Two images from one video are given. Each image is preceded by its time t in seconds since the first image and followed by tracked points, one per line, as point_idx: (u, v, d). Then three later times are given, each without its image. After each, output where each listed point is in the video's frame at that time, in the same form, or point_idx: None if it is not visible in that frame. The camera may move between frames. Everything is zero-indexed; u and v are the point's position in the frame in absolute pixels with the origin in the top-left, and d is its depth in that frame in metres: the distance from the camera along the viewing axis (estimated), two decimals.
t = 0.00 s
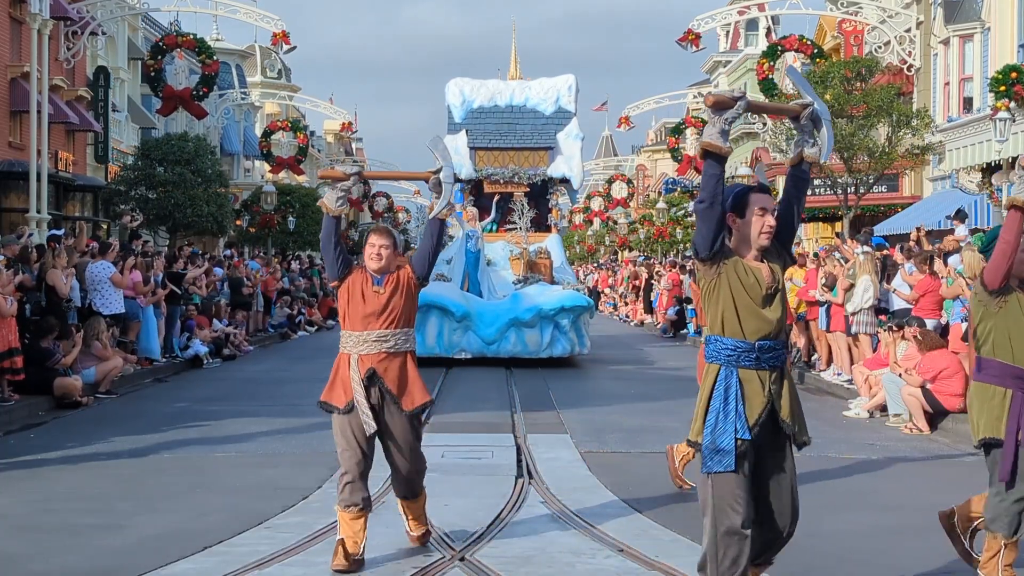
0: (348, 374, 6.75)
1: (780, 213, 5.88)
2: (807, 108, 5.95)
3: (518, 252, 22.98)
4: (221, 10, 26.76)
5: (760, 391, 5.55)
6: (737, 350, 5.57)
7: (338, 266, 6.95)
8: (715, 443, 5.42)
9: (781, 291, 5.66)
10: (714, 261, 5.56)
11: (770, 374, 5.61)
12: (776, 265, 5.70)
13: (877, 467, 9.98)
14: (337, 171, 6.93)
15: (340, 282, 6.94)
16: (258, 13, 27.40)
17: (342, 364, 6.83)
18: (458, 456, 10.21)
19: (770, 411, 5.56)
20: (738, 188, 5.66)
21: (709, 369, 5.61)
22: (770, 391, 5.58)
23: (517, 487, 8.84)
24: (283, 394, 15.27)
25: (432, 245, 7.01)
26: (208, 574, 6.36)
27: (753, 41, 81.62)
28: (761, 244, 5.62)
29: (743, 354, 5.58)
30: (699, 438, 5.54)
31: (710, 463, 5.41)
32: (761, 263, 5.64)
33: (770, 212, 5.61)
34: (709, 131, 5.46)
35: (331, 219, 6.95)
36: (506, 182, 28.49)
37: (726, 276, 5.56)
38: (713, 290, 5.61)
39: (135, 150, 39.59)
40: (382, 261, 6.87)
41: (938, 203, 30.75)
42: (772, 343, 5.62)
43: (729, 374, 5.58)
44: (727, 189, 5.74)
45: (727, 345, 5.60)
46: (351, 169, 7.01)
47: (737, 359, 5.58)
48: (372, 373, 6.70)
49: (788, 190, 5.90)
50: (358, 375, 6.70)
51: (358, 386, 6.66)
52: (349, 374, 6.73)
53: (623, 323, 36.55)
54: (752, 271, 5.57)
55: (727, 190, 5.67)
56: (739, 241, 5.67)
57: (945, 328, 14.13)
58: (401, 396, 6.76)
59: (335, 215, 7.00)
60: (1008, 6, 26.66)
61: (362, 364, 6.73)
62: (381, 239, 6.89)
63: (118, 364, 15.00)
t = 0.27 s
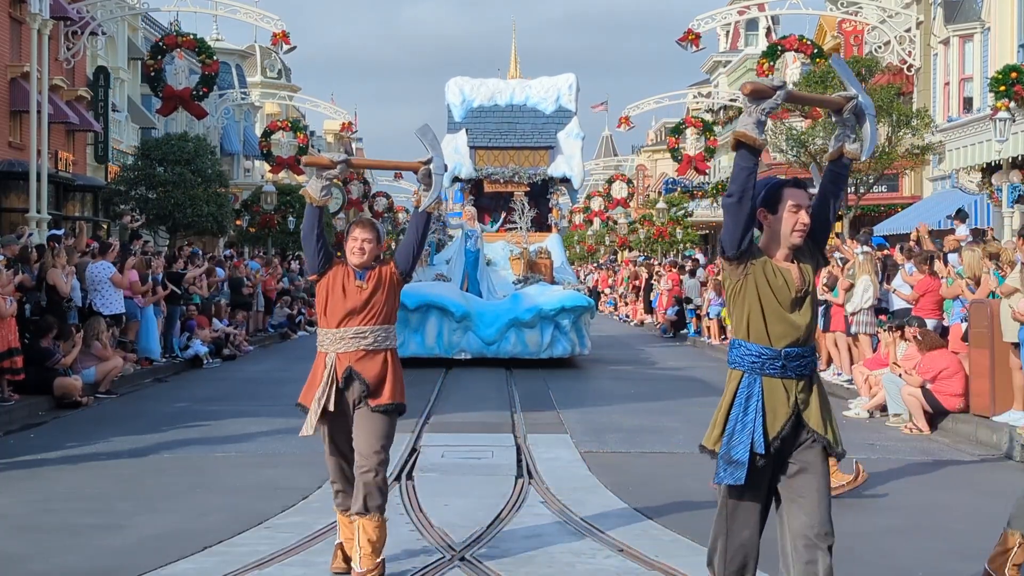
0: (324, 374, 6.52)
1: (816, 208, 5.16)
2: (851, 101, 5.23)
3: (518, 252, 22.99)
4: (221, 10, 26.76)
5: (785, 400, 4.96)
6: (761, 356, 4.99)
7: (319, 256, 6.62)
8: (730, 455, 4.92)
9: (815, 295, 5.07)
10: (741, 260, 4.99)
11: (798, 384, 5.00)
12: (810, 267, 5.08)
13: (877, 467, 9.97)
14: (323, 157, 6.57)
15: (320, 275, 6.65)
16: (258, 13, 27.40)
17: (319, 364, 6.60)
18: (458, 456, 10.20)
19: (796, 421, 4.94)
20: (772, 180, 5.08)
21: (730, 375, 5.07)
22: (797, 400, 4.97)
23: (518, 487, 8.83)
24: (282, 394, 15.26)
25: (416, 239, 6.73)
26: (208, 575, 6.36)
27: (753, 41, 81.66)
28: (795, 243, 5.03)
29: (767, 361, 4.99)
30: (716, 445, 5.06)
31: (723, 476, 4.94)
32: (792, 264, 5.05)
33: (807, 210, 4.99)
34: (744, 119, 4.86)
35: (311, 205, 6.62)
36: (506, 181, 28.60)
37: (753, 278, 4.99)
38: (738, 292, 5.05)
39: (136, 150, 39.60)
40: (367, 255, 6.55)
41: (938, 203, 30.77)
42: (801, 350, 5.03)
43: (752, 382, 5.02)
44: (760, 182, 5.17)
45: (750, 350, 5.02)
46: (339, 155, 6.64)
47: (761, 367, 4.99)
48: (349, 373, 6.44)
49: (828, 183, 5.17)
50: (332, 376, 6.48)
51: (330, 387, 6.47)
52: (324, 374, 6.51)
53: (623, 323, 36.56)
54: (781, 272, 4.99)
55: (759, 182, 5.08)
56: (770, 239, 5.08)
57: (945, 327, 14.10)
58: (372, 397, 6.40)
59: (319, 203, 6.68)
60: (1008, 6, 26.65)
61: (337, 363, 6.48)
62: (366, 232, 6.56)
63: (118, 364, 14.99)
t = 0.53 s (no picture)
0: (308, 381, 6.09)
1: (867, 204, 5.17)
2: (903, 88, 5.15)
3: (518, 253, 23.00)
4: (221, 10, 26.76)
5: (843, 407, 4.97)
6: (814, 360, 4.99)
7: (302, 260, 6.24)
8: (796, 467, 4.87)
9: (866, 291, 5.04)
10: (791, 258, 4.95)
11: (856, 389, 5.03)
12: (860, 263, 5.07)
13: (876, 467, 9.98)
14: (305, 153, 6.18)
15: (302, 279, 6.24)
16: (258, 13, 27.41)
17: (303, 371, 6.16)
18: (458, 456, 10.20)
19: (856, 429, 4.97)
20: (819, 173, 5.06)
21: (785, 384, 5.04)
22: (855, 407, 4.99)
23: (518, 487, 8.83)
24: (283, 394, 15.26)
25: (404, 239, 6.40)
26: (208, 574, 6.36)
27: (753, 41, 81.63)
28: (845, 238, 5.00)
29: (822, 364, 4.99)
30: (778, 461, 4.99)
31: (788, 489, 4.86)
32: (843, 260, 5.03)
33: (856, 204, 4.97)
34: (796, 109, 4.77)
35: (292, 204, 6.22)
36: (506, 181, 28.54)
37: (803, 276, 4.96)
38: (787, 292, 5.02)
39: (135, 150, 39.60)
40: (353, 255, 6.17)
41: (938, 203, 30.76)
42: (854, 353, 5.03)
43: (808, 390, 5.00)
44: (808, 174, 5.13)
45: (804, 355, 5.01)
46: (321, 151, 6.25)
47: (817, 370, 4.99)
48: (336, 381, 6.03)
49: (878, 176, 5.20)
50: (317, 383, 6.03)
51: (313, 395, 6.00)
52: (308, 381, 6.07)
53: (623, 323, 36.56)
54: (832, 270, 4.96)
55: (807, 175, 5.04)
56: (819, 234, 5.06)
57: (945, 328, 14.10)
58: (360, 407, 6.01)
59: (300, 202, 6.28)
60: (1008, 6, 26.64)
61: (324, 369, 6.06)
62: (353, 231, 6.19)
63: (118, 364, 14.99)
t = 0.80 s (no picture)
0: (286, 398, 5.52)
1: (927, 196, 4.85)
2: (967, 73, 4.76)
3: (518, 252, 23.03)
4: (221, 10, 26.76)
5: (911, 420, 4.51)
6: (880, 369, 4.52)
7: (274, 268, 5.67)
8: (860, 487, 4.42)
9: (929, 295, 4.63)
10: (853, 258, 4.50)
11: (922, 400, 4.57)
12: (922, 264, 4.66)
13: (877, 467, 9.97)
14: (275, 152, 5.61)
15: (274, 288, 5.68)
16: (258, 13, 27.41)
17: (279, 385, 5.60)
18: (458, 455, 10.20)
19: (922, 443, 4.54)
20: (878, 167, 4.63)
21: (847, 393, 4.57)
22: (922, 419, 4.54)
23: (517, 487, 8.84)
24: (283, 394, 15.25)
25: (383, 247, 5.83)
26: (208, 574, 6.36)
27: (753, 41, 81.69)
28: (910, 237, 4.58)
29: (887, 373, 4.52)
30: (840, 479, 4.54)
31: (855, 511, 4.40)
32: (906, 260, 4.60)
33: (920, 199, 4.55)
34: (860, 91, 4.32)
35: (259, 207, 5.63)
36: (506, 181, 28.54)
37: (866, 277, 4.51)
38: (849, 295, 4.56)
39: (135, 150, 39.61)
40: (331, 261, 5.63)
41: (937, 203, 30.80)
42: (921, 361, 4.58)
43: (872, 400, 4.53)
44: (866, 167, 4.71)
45: (868, 363, 4.54)
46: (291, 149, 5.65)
47: (882, 381, 4.52)
48: (317, 399, 5.50)
49: (938, 173, 4.85)
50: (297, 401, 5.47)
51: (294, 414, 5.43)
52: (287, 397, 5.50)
53: (623, 323, 36.58)
54: (897, 271, 4.51)
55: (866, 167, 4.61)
56: (881, 233, 4.64)
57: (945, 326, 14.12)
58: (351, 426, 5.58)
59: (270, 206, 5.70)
60: (1008, 6, 26.68)
61: (303, 386, 5.50)
62: (329, 237, 5.65)
63: (118, 364, 14.99)
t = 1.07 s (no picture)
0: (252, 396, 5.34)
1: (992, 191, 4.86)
2: None
3: (518, 252, 23.03)
4: (221, 10, 26.77)
5: (1002, 428, 4.46)
6: (967, 370, 4.45)
7: (246, 257, 5.43)
8: (957, 498, 4.33)
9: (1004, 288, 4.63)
10: (931, 252, 4.49)
11: (1007, 404, 4.53)
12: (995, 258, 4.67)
13: (877, 467, 9.97)
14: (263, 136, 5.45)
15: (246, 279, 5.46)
16: (258, 13, 27.41)
17: (245, 382, 5.41)
18: (459, 456, 10.20)
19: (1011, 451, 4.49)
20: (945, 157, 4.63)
21: (934, 400, 4.47)
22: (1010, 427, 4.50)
23: (518, 487, 8.83)
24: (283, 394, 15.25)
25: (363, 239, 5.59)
26: (208, 574, 6.36)
27: (753, 42, 81.70)
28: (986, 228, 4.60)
29: (974, 374, 4.46)
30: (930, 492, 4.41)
31: (951, 525, 4.31)
32: (981, 254, 4.61)
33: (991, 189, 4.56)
34: (939, 70, 4.36)
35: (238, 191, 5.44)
36: (506, 181, 28.51)
37: (947, 272, 4.49)
38: (928, 292, 4.54)
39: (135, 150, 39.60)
40: (311, 251, 5.46)
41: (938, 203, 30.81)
42: (1003, 359, 4.55)
43: (962, 407, 4.45)
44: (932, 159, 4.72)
45: (953, 363, 4.48)
46: (279, 133, 5.47)
47: (970, 382, 4.45)
48: (288, 396, 5.29)
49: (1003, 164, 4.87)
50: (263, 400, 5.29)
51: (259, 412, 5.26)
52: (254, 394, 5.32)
53: (623, 323, 36.57)
54: (976, 264, 4.50)
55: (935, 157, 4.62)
56: (957, 226, 4.64)
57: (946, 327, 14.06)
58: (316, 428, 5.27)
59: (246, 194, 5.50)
60: (1009, 5, 26.68)
61: (272, 382, 5.31)
62: (310, 227, 5.49)
63: (118, 364, 14.98)
